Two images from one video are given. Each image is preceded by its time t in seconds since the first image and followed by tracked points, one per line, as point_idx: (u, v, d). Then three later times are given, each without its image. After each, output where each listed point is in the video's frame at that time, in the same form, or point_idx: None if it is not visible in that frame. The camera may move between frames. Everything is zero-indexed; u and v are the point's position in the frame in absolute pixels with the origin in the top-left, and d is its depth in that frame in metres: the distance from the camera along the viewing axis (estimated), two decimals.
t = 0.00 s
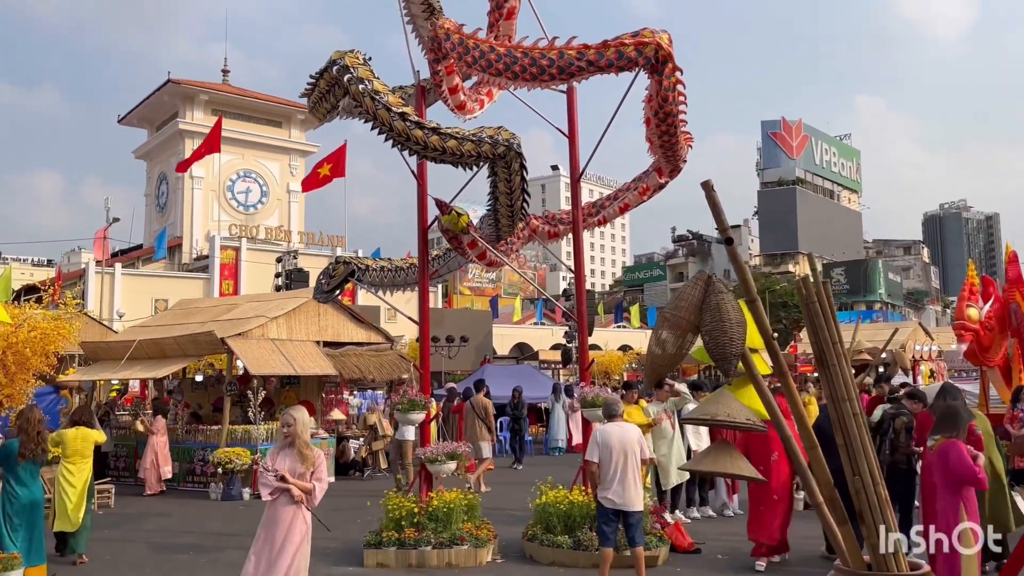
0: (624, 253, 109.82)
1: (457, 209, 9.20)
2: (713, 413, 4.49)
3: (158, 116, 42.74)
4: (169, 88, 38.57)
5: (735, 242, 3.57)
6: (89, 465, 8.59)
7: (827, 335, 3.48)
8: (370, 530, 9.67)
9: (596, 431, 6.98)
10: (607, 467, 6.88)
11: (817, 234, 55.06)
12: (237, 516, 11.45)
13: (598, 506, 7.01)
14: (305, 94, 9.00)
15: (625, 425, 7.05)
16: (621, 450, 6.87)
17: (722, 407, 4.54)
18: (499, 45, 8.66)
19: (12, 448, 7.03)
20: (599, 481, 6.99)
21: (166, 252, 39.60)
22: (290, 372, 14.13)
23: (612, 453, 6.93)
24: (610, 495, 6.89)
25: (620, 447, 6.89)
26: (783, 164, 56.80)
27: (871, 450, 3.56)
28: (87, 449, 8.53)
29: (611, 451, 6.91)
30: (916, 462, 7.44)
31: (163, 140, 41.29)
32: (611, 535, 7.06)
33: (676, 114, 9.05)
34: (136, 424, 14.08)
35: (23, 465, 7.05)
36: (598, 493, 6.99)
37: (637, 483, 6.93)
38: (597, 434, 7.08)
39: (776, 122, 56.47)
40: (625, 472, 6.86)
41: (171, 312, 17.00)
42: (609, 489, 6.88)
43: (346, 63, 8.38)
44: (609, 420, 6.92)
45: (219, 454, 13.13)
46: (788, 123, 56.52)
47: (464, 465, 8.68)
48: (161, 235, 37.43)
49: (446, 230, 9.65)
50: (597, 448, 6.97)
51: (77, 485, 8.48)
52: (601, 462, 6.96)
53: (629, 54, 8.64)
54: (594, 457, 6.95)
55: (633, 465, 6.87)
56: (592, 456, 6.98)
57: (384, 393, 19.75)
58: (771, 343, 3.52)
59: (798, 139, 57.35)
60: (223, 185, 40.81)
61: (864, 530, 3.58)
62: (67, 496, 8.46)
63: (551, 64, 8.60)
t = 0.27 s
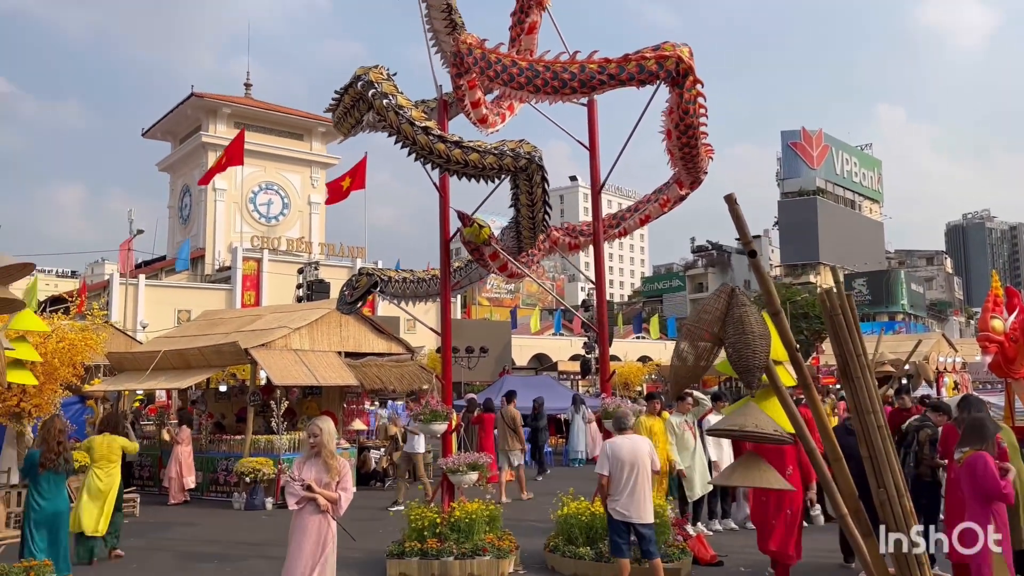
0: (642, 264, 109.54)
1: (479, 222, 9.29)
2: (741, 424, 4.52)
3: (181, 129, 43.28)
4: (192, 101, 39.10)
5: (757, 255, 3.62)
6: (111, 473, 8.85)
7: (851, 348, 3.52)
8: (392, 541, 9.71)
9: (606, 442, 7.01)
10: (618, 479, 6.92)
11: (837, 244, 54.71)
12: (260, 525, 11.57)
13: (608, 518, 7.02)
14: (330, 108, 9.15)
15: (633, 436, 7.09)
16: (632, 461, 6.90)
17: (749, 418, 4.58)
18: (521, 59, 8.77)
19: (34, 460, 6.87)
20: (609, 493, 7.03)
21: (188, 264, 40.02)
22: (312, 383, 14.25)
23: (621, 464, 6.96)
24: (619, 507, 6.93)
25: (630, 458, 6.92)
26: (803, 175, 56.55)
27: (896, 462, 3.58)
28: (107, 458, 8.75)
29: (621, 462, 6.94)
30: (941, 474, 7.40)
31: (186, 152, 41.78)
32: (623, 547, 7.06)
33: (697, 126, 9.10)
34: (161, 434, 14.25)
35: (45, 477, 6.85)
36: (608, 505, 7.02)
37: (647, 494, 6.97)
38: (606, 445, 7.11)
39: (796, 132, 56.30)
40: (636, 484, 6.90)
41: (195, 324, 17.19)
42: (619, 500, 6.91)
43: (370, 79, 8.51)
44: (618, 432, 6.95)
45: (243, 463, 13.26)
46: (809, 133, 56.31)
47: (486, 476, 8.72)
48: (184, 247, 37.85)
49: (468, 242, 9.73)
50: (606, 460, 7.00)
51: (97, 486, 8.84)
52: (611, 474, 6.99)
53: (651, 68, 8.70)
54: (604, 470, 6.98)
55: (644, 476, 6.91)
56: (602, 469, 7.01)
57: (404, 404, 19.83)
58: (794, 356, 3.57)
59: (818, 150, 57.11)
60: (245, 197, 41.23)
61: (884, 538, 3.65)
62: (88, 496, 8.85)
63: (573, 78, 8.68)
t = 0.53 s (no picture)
0: (658, 273, 109.32)
1: (499, 232, 9.37)
2: (764, 435, 4.55)
3: (200, 140, 43.76)
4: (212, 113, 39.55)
5: (781, 267, 3.68)
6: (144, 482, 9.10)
7: (873, 358, 3.57)
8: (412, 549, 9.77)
9: (618, 453, 7.03)
10: (631, 490, 6.94)
11: (855, 253, 54.41)
12: (281, 533, 11.66)
13: (623, 528, 7.05)
14: (353, 121, 9.28)
15: (646, 446, 7.12)
16: (645, 472, 6.93)
17: (772, 428, 4.61)
18: (541, 73, 8.88)
19: (60, 468, 6.96)
20: (623, 503, 7.06)
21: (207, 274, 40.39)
22: (332, 393, 14.36)
23: (635, 474, 6.98)
24: (634, 518, 6.96)
25: (643, 468, 6.94)
26: (820, 184, 56.33)
27: (920, 473, 3.62)
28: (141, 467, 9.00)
29: (634, 472, 6.97)
30: (964, 485, 7.32)
31: (205, 163, 42.23)
32: (639, 557, 7.10)
33: (715, 137, 9.15)
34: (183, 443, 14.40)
35: (71, 485, 6.95)
36: (622, 515, 7.05)
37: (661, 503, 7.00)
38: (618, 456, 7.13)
39: (813, 141, 56.14)
40: (650, 494, 6.93)
41: (216, 333, 17.38)
42: (634, 511, 6.94)
43: (392, 92, 8.63)
44: (631, 442, 6.97)
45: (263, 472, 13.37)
46: (825, 141, 56.13)
47: (506, 486, 8.77)
48: (203, 256, 38.23)
49: (488, 253, 9.81)
50: (619, 471, 7.01)
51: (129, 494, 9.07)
52: (624, 485, 7.01)
53: (669, 80, 8.77)
54: (617, 480, 7.00)
55: (657, 486, 6.94)
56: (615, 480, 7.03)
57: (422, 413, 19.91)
58: (817, 367, 3.62)
59: (835, 158, 56.89)
60: (264, 207, 41.60)
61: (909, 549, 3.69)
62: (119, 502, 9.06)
63: (592, 91, 8.78)
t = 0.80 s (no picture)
0: (673, 283, 109.05)
1: (518, 242, 9.44)
2: (786, 444, 4.58)
3: (219, 150, 44.19)
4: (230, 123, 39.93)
5: (803, 277, 3.73)
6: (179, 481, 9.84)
7: (894, 368, 3.60)
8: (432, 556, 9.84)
9: (635, 463, 7.02)
10: (649, 499, 6.96)
11: (872, 262, 54.07)
12: (301, 541, 11.74)
13: (641, 537, 7.08)
14: (374, 132, 9.41)
15: (661, 454, 7.13)
16: (662, 480, 6.96)
17: (794, 437, 4.63)
18: (560, 84, 8.96)
19: (88, 476, 7.06)
20: (639, 512, 7.07)
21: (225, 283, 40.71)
22: (351, 401, 14.45)
23: (652, 483, 6.99)
24: (650, 526, 6.99)
25: (660, 477, 6.96)
26: (836, 192, 56.07)
27: (941, 483, 3.63)
28: (174, 466, 9.75)
29: (651, 482, 6.98)
30: (984, 496, 7.31)
31: (223, 174, 42.63)
32: (656, 567, 7.11)
33: (734, 147, 9.18)
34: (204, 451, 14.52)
35: (98, 492, 7.06)
36: (640, 524, 7.06)
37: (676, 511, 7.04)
38: (634, 465, 7.13)
39: (829, 149, 55.92)
40: (665, 503, 6.97)
41: (235, 342, 17.53)
42: (651, 520, 6.97)
43: (413, 104, 8.75)
44: (647, 452, 6.96)
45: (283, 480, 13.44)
46: (842, 150, 55.89)
47: (524, 494, 8.80)
48: (221, 266, 38.55)
49: (507, 262, 9.86)
50: (636, 482, 7.01)
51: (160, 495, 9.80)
52: (640, 494, 7.02)
53: (688, 91, 8.82)
54: (634, 491, 7.00)
55: (673, 495, 6.99)
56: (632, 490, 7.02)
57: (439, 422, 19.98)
58: (838, 376, 3.68)
59: (851, 167, 56.61)
60: (281, 217, 41.92)
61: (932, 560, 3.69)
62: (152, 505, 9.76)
63: (611, 102, 8.84)
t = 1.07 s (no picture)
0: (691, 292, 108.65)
1: (539, 253, 9.52)
2: (810, 453, 4.61)
3: (239, 161, 44.63)
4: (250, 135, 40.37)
5: (828, 289, 3.78)
6: (208, 487, 10.31)
7: (917, 377, 3.64)
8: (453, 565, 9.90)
9: (658, 471, 6.99)
10: (672, 508, 6.95)
11: (892, 271, 53.69)
12: (323, 549, 11.84)
13: (662, 546, 7.06)
14: (396, 145, 9.55)
15: (681, 463, 7.14)
16: (685, 489, 6.96)
17: (818, 447, 4.66)
18: (581, 96, 9.05)
19: (121, 483, 7.18)
20: (659, 521, 7.04)
21: (245, 292, 41.07)
22: (371, 410, 14.56)
23: (673, 492, 6.99)
24: (671, 535, 6.98)
25: (683, 486, 6.96)
26: (856, 201, 55.76)
27: (966, 493, 3.66)
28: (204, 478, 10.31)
29: (673, 490, 6.98)
30: (1009, 506, 7.27)
31: (244, 184, 43.04)
32: None
33: (754, 157, 9.22)
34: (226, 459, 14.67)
35: (130, 499, 7.18)
36: (661, 533, 7.03)
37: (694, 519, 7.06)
38: (655, 473, 7.11)
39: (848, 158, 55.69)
40: (686, 511, 6.98)
41: (256, 351, 17.71)
42: (671, 529, 6.97)
43: (435, 117, 8.87)
44: (670, 461, 6.95)
45: (305, 488, 13.51)
46: (861, 158, 55.63)
47: (545, 503, 8.84)
48: (241, 275, 38.89)
49: (527, 272, 9.94)
50: (659, 490, 6.97)
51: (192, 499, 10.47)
52: (662, 503, 6.98)
53: (708, 102, 8.87)
54: (656, 499, 6.97)
55: (692, 503, 7.00)
56: (655, 499, 6.98)
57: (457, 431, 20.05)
58: (861, 386, 3.72)
59: (871, 175, 56.30)
60: (300, 227, 42.27)
61: (959, 571, 3.72)
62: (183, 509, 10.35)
63: (631, 114, 8.92)
